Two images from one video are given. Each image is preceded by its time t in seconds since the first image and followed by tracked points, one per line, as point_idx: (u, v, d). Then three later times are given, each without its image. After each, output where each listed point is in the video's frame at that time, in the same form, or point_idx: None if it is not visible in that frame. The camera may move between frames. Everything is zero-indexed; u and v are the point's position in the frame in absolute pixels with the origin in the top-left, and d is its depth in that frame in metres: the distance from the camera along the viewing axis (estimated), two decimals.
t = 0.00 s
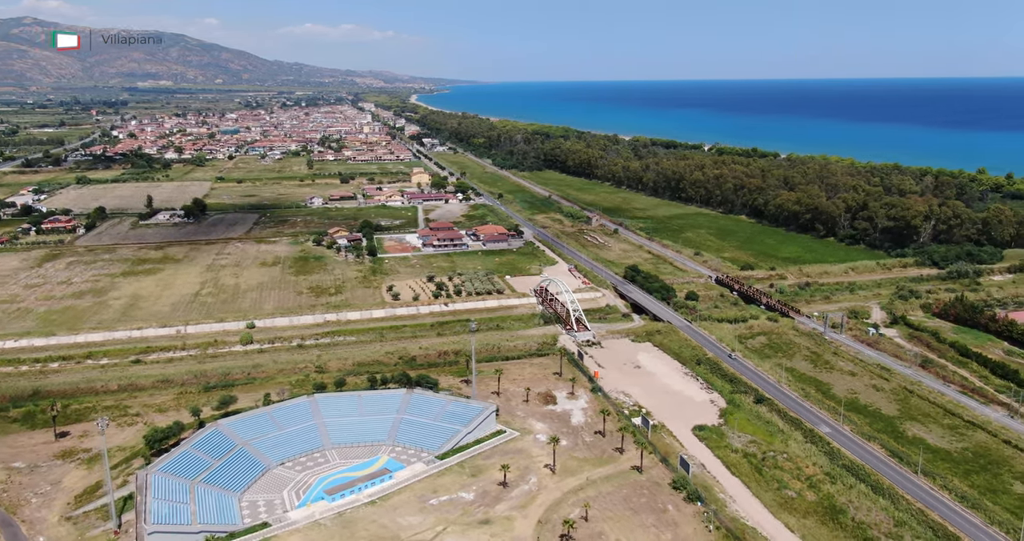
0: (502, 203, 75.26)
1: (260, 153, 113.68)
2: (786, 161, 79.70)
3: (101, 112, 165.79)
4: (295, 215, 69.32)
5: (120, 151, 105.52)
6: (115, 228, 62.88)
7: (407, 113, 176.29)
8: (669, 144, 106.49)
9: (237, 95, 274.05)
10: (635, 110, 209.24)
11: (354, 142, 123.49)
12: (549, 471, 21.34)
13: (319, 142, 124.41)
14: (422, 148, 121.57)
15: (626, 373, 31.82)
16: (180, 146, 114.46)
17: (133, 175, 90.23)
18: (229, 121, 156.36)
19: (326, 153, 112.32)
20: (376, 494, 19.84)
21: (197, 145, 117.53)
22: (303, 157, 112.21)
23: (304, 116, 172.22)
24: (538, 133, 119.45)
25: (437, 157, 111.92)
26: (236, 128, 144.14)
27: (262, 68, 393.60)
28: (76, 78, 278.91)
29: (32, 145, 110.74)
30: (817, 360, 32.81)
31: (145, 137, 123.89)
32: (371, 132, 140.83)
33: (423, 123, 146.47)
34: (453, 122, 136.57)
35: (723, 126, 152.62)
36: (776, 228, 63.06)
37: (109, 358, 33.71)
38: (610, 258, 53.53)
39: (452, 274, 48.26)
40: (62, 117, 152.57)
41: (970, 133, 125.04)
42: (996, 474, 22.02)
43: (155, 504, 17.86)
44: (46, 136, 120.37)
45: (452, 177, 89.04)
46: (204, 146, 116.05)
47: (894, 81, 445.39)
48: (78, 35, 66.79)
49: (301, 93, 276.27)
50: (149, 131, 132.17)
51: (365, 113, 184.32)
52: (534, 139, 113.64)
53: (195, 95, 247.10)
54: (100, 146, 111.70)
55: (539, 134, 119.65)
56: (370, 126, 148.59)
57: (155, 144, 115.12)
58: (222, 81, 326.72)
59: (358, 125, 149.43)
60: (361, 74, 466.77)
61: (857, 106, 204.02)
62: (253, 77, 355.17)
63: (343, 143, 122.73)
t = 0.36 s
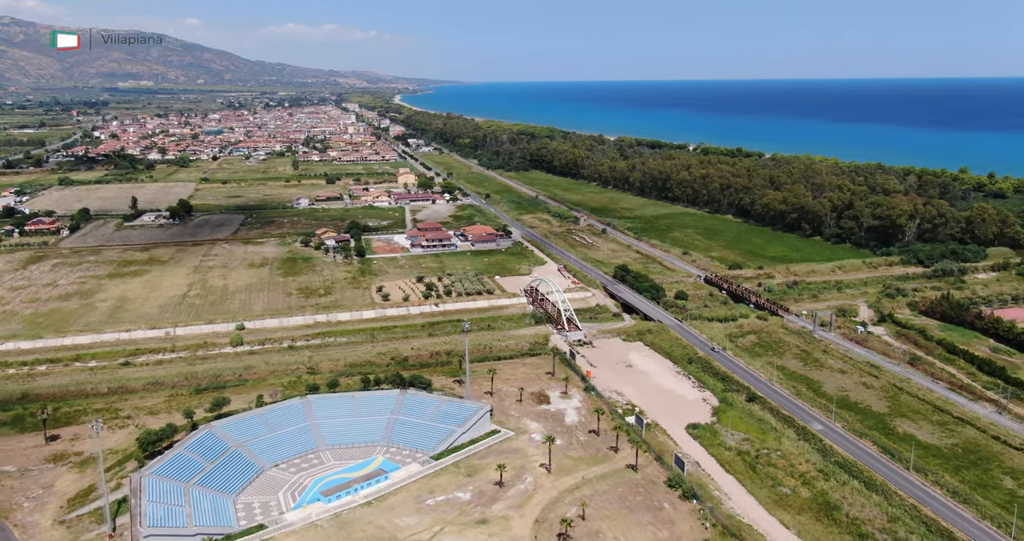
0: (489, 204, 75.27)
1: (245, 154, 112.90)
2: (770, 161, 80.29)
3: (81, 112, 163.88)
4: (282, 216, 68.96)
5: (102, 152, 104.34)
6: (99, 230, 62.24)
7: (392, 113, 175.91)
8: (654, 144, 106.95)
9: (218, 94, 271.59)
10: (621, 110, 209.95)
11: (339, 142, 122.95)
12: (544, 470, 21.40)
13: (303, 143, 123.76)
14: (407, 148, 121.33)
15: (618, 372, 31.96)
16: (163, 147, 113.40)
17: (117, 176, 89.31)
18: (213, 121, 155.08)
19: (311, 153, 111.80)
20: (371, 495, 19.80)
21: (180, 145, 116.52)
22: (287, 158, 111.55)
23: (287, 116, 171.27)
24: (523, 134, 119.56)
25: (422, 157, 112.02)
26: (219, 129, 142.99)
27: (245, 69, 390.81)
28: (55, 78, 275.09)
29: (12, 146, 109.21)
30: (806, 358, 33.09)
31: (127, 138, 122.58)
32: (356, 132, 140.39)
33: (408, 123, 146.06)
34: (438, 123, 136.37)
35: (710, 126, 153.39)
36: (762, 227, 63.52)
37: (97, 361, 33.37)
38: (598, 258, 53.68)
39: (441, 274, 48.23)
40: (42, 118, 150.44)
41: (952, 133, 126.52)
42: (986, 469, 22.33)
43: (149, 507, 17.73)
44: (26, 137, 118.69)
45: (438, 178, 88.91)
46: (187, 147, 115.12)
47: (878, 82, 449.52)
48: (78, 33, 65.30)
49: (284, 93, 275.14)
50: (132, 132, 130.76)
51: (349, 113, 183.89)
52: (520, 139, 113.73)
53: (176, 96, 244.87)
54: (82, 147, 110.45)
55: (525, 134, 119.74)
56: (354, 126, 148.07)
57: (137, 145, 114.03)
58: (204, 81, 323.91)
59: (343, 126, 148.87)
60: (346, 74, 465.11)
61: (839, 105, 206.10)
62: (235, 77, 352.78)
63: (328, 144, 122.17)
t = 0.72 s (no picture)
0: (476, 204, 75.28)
1: (227, 154, 111.98)
2: (752, 161, 80.90)
3: (60, 113, 161.82)
4: (267, 217, 68.54)
5: (82, 153, 102.98)
6: (82, 231, 61.51)
7: (375, 114, 175.47)
8: (638, 144, 107.41)
9: (198, 94, 268.98)
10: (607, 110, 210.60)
11: (322, 143, 122.34)
12: (539, 470, 21.45)
13: (286, 143, 123.01)
14: (391, 149, 121.07)
15: (609, 371, 32.10)
16: (145, 148, 112.23)
17: (98, 177, 88.25)
18: (195, 122, 153.59)
19: (295, 154, 111.26)
20: (367, 496, 19.77)
21: (162, 146, 115.28)
22: (271, 158, 110.84)
23: (269, 117, 170.23)
24: (508, 134, 119.64)
25: (406, 157, 112.12)
26: (201, 129, 141.69)
27: (225, 69, 387.87)
28: (31, 78, 270.47)
29: None
30: (795, 356, 33.39)
31: (108, 139, 121.15)
32: (340, 133, 139.93)
33: (392, 124, 145.70)
34: (422, 123, 136.17)
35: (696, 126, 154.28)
36: (747, 227, 63.98)
37: (85, 364, 32.99)
38: (586, 257, 53.86)
39: (430, 274, 48.16)
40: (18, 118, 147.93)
41: (932, 133, 128.24)
42: (974, 465, 22.66)
43: (143, 510, 17.58)
44: (4, 138, 116.78)
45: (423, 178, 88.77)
46: (170, 148, 114.00)
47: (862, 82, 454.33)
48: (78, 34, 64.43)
49: (264, 94, 274.47)
50: (113, 133, 129.15)
51: (332, 113, 183.29)
52: (504, 139, 113.80)
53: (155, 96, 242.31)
54: (61, 148, 108.92)
55: (509, 134, 119.85)
56: (337, 126, 147.52)
57: (118, 146, 112.75)
58: (185, 81, 320.76)
59: (327, 126, 148.32)
60: (329, 74, 463.20)
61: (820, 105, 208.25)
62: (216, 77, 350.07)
63: (311, 144, 121.50)
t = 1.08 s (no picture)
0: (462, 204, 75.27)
1: (210, 155, 111.09)
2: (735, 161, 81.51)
3: (38, 113, 159.45)
4: (252, 218, 68.13)
5: (62, 153, 101.63)
6: (65, 233, 60.79)
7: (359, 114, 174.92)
8: (622, 144, 107.81)
9: (178, 94, 266.53)
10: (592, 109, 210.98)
11: (306, 143, 121.74)
12: (534, 469, 21.50)
13: (270, 144, 122.15)
14: (375, 149, 120.73)
15: (600, 370, 32.22)
16: (126, 148, 111.13)
17: (79, 178, 87.25)
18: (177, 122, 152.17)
19: (279, 155, 110.59)
20: (362, 496, 19.75)
21: (144, 147, 114.12)
22: (255, 159, 110.07)
23: (252, 117, 169.14)
24: (493, 134, 119.68)
25: (390, 157, 112.13)
26: (183, 130, 140.44)
27: (207, 69, 384.63)
28: (8, 78, 266.44)
29: None
30: (785, 355, 33.66)
31: (89, 139, 119.72)
32: (324, 133, 139.46)
33: (377, 124, 145.13)
34: (406, 123, 135.90)
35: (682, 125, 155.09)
36: (733, 226, 64.42)
37: (72, 367, 32.60)
38: (575, 257, 53.98)
39: (419, 274, 48.06)
40: None
41: (913, 132, 129.79)
42: (963, 460, 22.98)
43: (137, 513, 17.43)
44: None
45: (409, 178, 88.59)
46: (152, 149, 112.82)
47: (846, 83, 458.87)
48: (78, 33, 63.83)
49: (247, 94, 273.34)
50: (93, 134, 127.62)
51: (316, 113, 182.66)
52: (489, 139, 113.81)
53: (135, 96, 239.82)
54: (40, 149, 107.42)
55: (494, 134, 119.87)
56: (320, 126, 147.01)
57: (98, 146, 111.62)
58: (166, 81, 317.72)
59: (311, 126, 147.69)
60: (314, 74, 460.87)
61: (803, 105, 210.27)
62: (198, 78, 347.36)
63: (295, 145, 120.86)
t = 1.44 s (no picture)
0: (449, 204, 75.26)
1: (193, 156, 110.30)
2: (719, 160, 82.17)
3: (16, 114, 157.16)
4: (237, 218, 67.73)
5: (42, 154, 100.39)
6: (48, 235, 60.10)
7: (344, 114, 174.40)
8: (607, 144, 108.24)
9: (159, 94, 264.35)
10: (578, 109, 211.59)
11: (290, 144, 121.19)
12: (529, 468, 21.55)
13: (255, 144, 121.45)
14: (360, 149, 120.48)
15: (592, 369, 32.34)
16: (108, 149, 109.99)
17: (60, 179, 86.28)
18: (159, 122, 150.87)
19: (264, 155, 110.03)
20: (358, 497, 19.73)
21: (126, 147, 113.03)
22: (239, 159, 109.40)
23: (235, 118, 167.95)
24: (478, 134, 119.77)
25: (375, 157, 112.02)
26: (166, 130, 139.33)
27: (189, 70, 381.72)
28: None
29: None
30: (775, 353, 33.95)
31: (70, 140, 118.42)
32: (308, 133, 138.88)
33: (362, 124, 144.70)
34: (391, 123, 135.60)
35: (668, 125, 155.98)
36: (720, 225, 64.85)
37: (59, 370, 32.26)
38: (564, 257, 54.11)
39: (408, 275, 48.00)
40: None
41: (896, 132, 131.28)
42: (952, 455, 23.32)
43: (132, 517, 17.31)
44: None
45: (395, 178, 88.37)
46: (135, 149, 111.75)
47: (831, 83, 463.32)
48: (77, 34, 63.19)
49: (229, 94, 271.70)
50: (75, 134, 126.17)
51: (299, 113, 181.86)
52: (475, 139, 113.87)
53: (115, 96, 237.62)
54: (20, 149, 106.02)
55: (479, 134, 119.97)
56: (303, 126, 146.42)
57: (79, 147, 110.39)
58: (148, 81, 315.06)
59: (295, 126, 146.97)
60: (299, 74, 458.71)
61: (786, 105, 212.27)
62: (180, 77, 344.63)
63: (279, 145, 120.28)
